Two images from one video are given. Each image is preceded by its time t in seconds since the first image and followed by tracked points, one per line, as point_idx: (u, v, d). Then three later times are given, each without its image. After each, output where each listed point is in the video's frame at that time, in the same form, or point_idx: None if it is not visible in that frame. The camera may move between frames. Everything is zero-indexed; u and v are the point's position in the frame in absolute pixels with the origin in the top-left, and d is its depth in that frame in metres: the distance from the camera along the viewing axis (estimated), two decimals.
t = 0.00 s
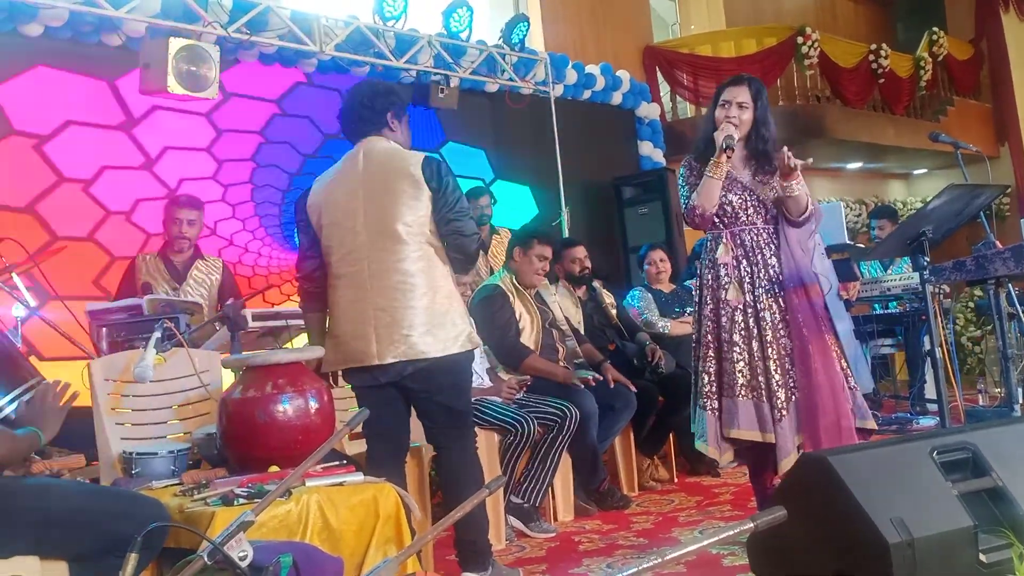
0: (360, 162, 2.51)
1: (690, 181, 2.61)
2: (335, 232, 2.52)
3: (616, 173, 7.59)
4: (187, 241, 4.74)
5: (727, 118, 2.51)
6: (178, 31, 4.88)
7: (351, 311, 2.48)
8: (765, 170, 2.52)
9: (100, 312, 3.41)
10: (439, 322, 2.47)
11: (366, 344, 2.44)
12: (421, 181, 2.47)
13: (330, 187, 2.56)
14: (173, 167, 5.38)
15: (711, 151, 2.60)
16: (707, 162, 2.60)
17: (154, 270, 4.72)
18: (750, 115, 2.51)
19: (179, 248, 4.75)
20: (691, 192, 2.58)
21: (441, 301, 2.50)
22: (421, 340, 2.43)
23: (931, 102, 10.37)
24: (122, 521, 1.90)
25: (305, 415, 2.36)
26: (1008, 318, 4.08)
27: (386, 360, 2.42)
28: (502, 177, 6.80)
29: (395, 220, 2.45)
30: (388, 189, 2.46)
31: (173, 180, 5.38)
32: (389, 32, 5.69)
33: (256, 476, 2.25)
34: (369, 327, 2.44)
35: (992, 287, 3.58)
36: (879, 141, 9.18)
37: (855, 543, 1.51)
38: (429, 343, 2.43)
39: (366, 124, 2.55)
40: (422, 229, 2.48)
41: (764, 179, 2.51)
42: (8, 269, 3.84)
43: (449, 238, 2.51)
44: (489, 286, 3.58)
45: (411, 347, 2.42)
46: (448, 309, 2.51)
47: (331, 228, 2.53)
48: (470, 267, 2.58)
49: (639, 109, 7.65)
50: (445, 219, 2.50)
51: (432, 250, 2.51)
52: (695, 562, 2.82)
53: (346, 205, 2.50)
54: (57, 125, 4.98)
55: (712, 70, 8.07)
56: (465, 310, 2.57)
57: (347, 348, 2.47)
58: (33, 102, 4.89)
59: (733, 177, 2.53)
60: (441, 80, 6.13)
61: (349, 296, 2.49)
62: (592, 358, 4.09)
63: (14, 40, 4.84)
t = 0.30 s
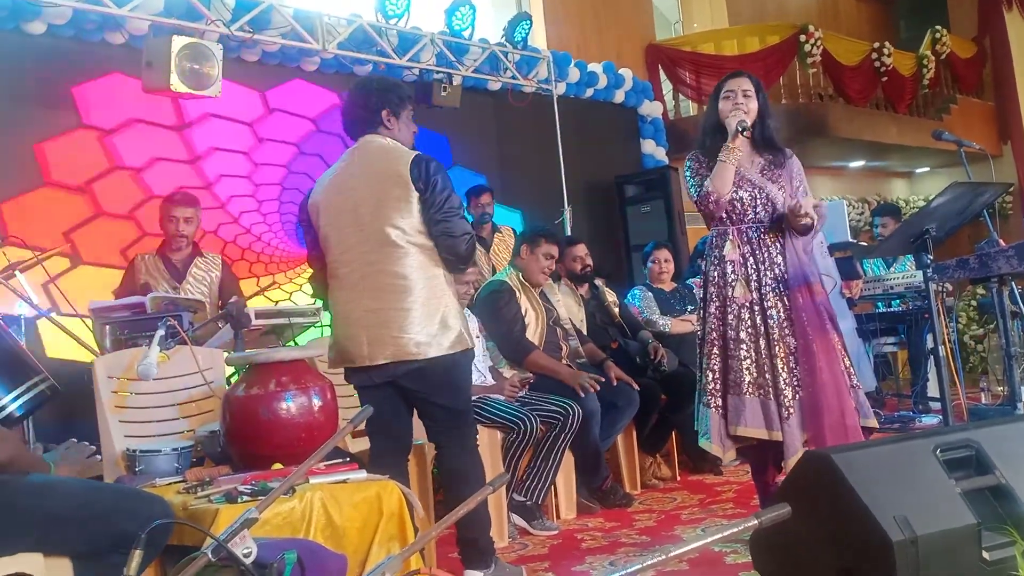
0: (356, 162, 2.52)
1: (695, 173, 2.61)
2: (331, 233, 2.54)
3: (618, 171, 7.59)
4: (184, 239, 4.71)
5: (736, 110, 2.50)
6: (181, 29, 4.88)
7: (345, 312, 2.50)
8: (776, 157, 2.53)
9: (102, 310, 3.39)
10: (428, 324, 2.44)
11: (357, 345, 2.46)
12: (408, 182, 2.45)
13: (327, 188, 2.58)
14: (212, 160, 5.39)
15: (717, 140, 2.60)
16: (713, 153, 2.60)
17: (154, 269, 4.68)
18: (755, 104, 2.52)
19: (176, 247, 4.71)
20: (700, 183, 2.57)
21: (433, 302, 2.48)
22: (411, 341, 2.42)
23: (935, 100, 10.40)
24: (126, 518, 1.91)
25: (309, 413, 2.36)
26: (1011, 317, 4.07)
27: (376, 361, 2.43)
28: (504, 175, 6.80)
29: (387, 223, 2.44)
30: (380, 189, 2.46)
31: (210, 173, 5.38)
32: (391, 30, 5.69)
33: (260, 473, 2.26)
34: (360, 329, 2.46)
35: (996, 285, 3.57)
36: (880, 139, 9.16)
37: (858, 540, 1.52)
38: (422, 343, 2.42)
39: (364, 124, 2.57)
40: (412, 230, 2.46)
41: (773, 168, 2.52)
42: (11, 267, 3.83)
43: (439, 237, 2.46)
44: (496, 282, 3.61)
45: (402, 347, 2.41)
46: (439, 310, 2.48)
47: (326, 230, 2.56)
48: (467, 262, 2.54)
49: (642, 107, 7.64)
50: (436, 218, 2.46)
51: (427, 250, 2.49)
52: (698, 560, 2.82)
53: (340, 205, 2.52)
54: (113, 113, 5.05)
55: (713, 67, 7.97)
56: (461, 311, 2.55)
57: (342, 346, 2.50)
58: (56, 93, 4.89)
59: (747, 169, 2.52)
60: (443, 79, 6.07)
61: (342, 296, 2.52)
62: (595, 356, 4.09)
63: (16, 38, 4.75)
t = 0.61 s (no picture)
0: (347, 163, 2.53)
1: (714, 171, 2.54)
2: (326, 234, 2.57)
3: (619, 169, 7.59)
4: (184, 235, 4.71)
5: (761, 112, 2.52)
6: (182, 26, 4.88)
7: (339, 311, 2.53)
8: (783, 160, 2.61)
9: (103, 307, 3.39)
10: (416, 324, 2.43)
11: (350, 344, 2.49)
12: (393, 184, 2.44)
13: (323, 188, 2.59)
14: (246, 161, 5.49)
15: (727, 136, 2.57)
16: (728, 151, 2.57)
17: (155, 267, 4.68)
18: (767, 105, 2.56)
19: (176, 242, 4.71)
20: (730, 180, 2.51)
21: (423, 302, 2.46)
22: (399, 341, 2.41)
23: (936, 98, 10.42)
24: (127, 514, 1.92)
25: (309, 410, 2.36)
26: (1011, 314, 4.07)
27: (367, 360, 2.45)
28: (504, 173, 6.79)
29: (375, 226, 2.45)
30: (368, 190, 2.46)
31: (243, 173, 5.49)
32: (392, 27, 5.68)
33: (261, 470, 2.25)
34: (352, 328, 2.48)
35: (997, 283, 3.57)
36: (881, 137, 9.15)
37: (859, 538, 1.52)
38: (412, 347, 2.42)
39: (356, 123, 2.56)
40: (397, 230, 2.45)
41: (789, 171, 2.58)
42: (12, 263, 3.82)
43: (426, 236, 2.45)
44: (498, 279, 3.60)
45: (392, 347, 2.41)
46: (428, 309, 2.45)
47: (322, 231, 2.59)
48: (463, 257, 2.52)
49: (643, 105, 7.63)
50: (422, 217, 2.44)
51: (418, 250, 2.47)
52: (699, 556, 2.83)
53: (331, 206, 2.54)
54: (169, 110, 5.21)
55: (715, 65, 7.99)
56: (456, 309, 2.53)
57: (340, 344, 2.53)
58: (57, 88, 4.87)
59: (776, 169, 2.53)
60: (445, 77, 6.06)
61: (337, 296, 2.54)
62: (596, 353, 4.09)
63: (18, 35, 4.73)
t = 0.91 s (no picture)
0: (341, 161, 2.52)
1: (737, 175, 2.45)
2: (323, 235, 2.56)
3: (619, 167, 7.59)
4: (183, 233, 4.70)
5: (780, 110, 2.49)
6: (182, 24, 4.87)
7: (338, 311, 2.53)
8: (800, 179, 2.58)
9: (101, 305, 3.34)
10: (414, 321, 2.42)
11: (349, 344, 2.48)
12: (390, 181, 2.43)
13: (319, 188, 2.58)
14: (275, 168, 5.64)
15: (752, 133, 2.50)
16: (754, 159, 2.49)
17: (155, 266, 4.67)
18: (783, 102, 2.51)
19: (175, 241, 4.70)
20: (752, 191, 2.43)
21: (422, 297, 2.45)
22: (400, 338, 2.41)
23: (936, 96, 10.33)
24: (127, 512, 1.92)
25: (309, 407, 2.36)
26: (1012, 311, 4.07)
27: (366, 359, 2.44)
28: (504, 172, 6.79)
29: (371, 222, 2.44)
30: (362, 186, 2.46)
31: (268, 176, 5.61)
32: (392, 25, 5.67)
33: (260, 467, 2.25)
34: (350, 327, 2.47)
35: (997, 280, 3.57)
36: (882, 135, 9.16)
37: (859, 535, 1.52)
38: (412, 344, 2.41)
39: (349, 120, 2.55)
40: (394, 226, 2.45)
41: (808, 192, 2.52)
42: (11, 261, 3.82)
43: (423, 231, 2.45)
44: (493, 279, 3.59)
45: (390, 345, 2.41)
46: (426, 305, 2.45)
47: (317, 232, 2.59)
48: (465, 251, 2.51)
49: (643, 103, 7.63)
50: (418, 211, 2.44)
51: (416, 247, 2.47)
52: (699, 554, 2.82)
53: (329, 205, 2.53)
54: (215, 120, 5.41)
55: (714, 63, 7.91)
56: (455, 306, 2.53)
57: (339, 343, 2.53)
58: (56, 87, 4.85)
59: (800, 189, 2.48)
60: (444, 74, 6.10)
61: (335, 296, 2.54)
62: (596, 351, 4.09)
63: (18, 33, 4.72)
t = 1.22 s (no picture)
0: (340, 157, 2.50)
1: (726, 174, 2.46)
2: (320, 231, 2.54)
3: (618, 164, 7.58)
4: (181, 231, 4.70)
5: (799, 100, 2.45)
6: (180, 21, 4.85)
7: (338, 308, 2.50)
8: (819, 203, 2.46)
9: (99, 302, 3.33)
10: (415, 316, 2.42)
11: (352, 341, 2.46)
12: (395, 177, 2.44)
13: (314, 185, 2.56)
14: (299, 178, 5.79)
15: (768, 122, 2.48)
16: (762, 165, 2.44)
17: (154, 263, 4.68)
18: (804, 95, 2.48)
19: (173, 239, 4.68)
20: (724, 197, 2.46)
21: (427, 293, 2.46)
22: (406, 334, 2.41)
23: (935, 93, 10.28)
24: (124, 509, 1.92)
25: (307, 405, 2.36)
26: (1010, 308, 4.07)
27: (371, 356, 2.42)
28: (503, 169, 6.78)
29: (375, 216, 2.43)
30: (365, 182, 2.45)
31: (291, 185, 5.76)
32: (390, 22, 5.66)
33: (258, 464, 2.25)
34: (353, 324, 2.45)
35: (996, 277, 3.57)
36: (881, 132, 9.16)
37: (857, 532, 1.52)
38: (418, 339, 2.42)
39: (345, 117, 2.54)
40: (398, 221, 2.45)
41: (802, 223, 2.45)
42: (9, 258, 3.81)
43: (429, 226, 2.47)
44: (489, 280, 3.60)
45: (396, 341, 2.40)
46: (431, 301, 2.46)
47: (313, 229, 2.56)
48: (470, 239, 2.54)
49: (642, 100, 7.63)
50: (423, 207, 2.45)
51: (418, 241, 2.48)
52: (697, 551, 2.82)
53: (328, 200, 2.51)
54: (227, 121, 5.46)
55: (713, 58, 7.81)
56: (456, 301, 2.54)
57: (339, 341, 2.50)
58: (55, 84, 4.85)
59: (780, 219, 2.45)
60: (444, 71, 6.05)
61: (334, 294, 2.51)
62: (594, 347, 4.08)
63: (16, 30, 4.71)
